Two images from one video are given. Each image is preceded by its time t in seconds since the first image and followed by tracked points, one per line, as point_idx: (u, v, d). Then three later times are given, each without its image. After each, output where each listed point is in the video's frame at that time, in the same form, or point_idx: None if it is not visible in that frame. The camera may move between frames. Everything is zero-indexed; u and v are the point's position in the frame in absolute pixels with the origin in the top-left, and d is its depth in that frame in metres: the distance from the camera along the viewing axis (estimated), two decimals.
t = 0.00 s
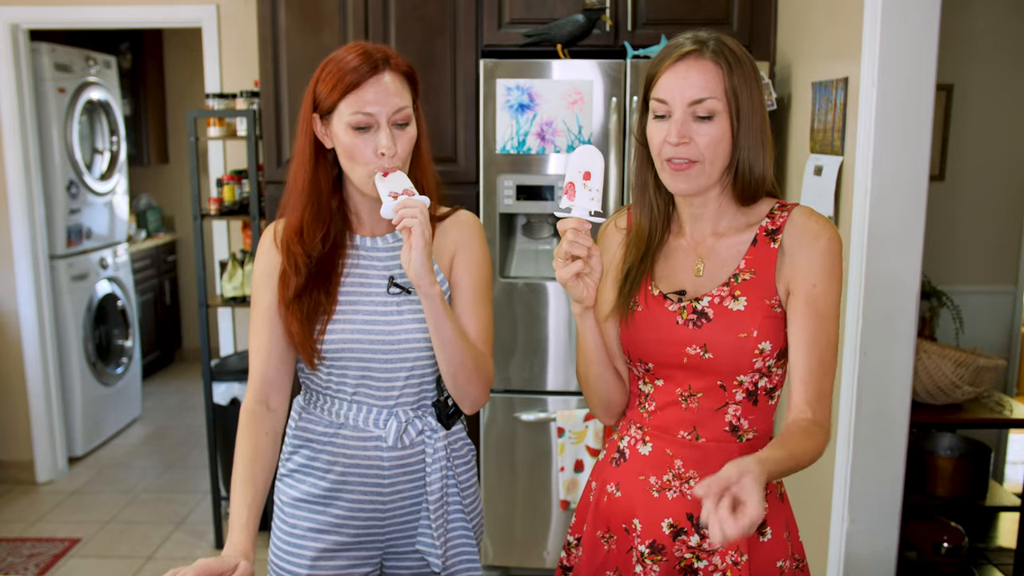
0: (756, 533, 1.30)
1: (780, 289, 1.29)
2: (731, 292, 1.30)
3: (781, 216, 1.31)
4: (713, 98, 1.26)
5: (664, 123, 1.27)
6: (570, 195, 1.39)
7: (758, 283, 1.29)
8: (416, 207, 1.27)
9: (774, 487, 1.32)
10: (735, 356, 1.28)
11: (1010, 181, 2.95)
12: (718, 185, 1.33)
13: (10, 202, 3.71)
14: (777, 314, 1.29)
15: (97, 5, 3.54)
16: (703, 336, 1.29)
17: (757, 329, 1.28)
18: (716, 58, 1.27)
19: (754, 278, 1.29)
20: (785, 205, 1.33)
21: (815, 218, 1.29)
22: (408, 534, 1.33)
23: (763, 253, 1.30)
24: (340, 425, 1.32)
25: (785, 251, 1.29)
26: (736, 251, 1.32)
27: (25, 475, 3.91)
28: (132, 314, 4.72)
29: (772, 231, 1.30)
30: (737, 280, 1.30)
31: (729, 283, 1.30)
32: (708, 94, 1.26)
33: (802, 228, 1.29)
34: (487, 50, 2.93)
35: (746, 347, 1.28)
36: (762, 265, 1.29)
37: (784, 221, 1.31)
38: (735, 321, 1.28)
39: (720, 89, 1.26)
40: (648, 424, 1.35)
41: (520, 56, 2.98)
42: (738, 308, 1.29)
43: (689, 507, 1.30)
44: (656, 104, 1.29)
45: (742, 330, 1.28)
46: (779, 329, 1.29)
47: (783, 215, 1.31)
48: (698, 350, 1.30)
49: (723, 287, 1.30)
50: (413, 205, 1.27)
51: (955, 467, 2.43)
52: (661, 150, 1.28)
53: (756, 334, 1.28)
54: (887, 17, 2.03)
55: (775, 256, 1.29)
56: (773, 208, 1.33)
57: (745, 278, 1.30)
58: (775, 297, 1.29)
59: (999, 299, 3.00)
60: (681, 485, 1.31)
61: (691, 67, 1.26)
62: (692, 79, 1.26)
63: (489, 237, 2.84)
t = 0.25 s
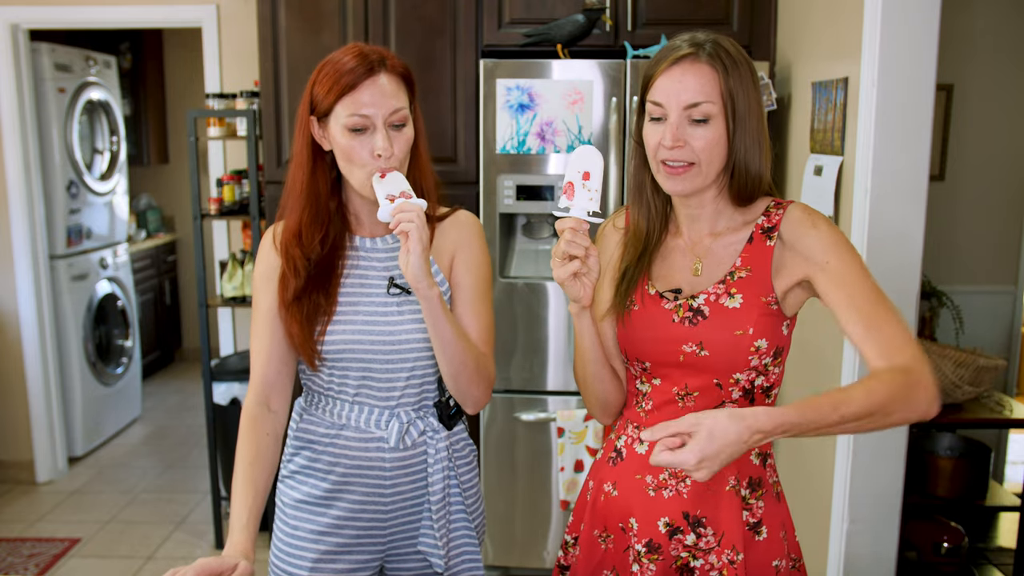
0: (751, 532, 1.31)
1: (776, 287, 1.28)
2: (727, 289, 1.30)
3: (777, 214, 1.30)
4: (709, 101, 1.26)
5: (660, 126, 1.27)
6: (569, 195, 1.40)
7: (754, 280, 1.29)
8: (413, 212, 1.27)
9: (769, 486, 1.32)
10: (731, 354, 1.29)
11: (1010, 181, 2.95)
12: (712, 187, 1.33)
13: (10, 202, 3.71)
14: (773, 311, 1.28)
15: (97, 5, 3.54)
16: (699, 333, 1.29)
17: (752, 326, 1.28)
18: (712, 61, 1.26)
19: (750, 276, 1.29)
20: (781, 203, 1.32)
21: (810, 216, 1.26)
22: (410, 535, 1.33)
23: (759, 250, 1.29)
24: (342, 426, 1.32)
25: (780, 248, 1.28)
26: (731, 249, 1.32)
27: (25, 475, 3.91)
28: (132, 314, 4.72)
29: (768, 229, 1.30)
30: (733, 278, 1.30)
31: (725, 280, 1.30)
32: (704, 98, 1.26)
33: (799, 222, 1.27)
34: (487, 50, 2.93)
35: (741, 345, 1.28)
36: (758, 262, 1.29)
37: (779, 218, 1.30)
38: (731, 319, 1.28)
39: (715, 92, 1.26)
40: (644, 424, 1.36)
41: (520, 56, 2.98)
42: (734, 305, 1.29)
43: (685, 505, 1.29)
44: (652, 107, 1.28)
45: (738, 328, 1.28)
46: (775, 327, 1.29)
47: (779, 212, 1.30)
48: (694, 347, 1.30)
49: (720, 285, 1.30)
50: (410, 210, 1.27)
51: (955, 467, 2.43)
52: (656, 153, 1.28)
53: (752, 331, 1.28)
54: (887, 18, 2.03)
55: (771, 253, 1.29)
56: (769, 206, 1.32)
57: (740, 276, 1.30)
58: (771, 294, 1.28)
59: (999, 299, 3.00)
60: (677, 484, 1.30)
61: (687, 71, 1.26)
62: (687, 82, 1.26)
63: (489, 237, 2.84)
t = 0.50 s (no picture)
0: (757, 530, 1.31)
1: (777, 287, 1.30)
2: (728, 291, 1.30)
3: (777, 215, 1.31)
4: (705, 104, 1.26)
5: (656, 129, 1.27)
6: (567, 199, 1.42)
7: (755, 281, 1.30)
8: (412, 213, 1.27)
9: (772, 484, 1.33)
10: (733, 354, 1.29)
11: (1010, 181, 2.95)
12: (711, 187, 1.33)
13: (10, 202, 3.71)
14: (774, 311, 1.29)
15: (97, 5, 3.54)
16: (702, 335, 1.30)
17: (755, 327, 1.29)
18: (708, 63, 1.26)
19: (751, 277, 1.30)
20: (780, 204, 1.33)
21: (810, 215, 1.29)
22: (408, 536, 1.33)
23: (759, 251, 1.30)
24: (340, 426, 1.32)
25: (781, 248, 1.30)
26: (732, 250, 1.33)
27: (25, 475, 3.91)
28: (132, 314, 4.72)
29: (768, 229, 1.31)
30: (733, 279, 1.30)
31: (726, 281, 1.31)
32: (700, 100, 1.25)
33: (799, 223, 1.29)
34: (487, 50, 2.93)
35: (744, 346, 1.29)
36: (758, 263, 1.30)
37: (779, 219, 1.31)
38: (733, 319, 1.29)
39: (711, 94, 1.26)
40: (647, 424, 1.35)
41: (520, 56, 2.98)
42: (736, 307, 1.29)
43: (689, 505, 1.30)
44: (648, 109, 1.28)
45: (740, 328, 1.29)
46: (777, 326, 1.30)
47: (779, 213, 1.31)
48: (696, 349, 1.30)
49: (721, 286, 1.31)
50: (408, 211, 1.27)
51: (955, 467, 2.43)
52: (653, 156, 1.28)
53: (754, 332, 1.29)
54: (888, 17, 2.03)
55: (771, 254, 1.30)
56: (768, 206, 1.33)
57: (741, 277, 1.30)
58: (772, 295, 1.29)
59: (999, 299, 3.00)
60: (681, 483, 1.31)
61: (683, 73, 1.26)
62: (684, 85, 1.26)
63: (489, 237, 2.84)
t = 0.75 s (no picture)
0: (759, 529, 1.31)
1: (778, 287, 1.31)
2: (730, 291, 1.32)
3: (776, 213, 1.31)
4: (707, 101, 1.26)
5: (658, 127, 1.27)
6: (571, 211, 1.38)
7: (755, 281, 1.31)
8: (413, 213, 1.27)
9: (774, 482, 1.33)
10: (737, 353, 1.29)
11: (1010, 181, 2.95)
12: (712, 184, 1.32)
13: (10, 202, 3.71)
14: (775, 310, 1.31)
15: (97, 5, 3.54)
16: (704, 335, 1.29)
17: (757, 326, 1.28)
18: (710, 60, 1.26)
19: (751, 276, 1.31)
20: (780, 202, 1.33)
21: (811, 215, 1.28)
22: (407, 535, 1.33)
23: (759, 250, 1.31)
24: (340, 426, 1.32)
25: (782, 247, 1.30)
26: (733, 249, 1.33)
27: (25, 475, 3.91)
28: (132, 314, 4.72)
29: (768, 228, 1.31)
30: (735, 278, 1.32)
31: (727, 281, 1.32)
32: (702, 97, 1.25)
33: (799, 222, 1.28)
34: (487, 50, 2.93)
35: (745, 345, 1.29)
36: (758, 263, 1.31)
37: (779, 217, 1.31)
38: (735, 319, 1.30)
39: (714, 93, 1.26)
40: (648, 424, 1.35)
41: (520, 56, 2.98)
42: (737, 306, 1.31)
43: (692, 505, 1.30)
44: (650, 107, 1.28)
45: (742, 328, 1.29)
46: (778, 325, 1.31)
47: (779, 211, 1.31)
48: (698, 349, 1.30)
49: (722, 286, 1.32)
50: (410, 211, 1.27)
51: (955, 467, 2.43)
52: (654, 154, 1.27)
53: (756, 332, 1.28)
54: (888, 17, 2.03)
55: (772, 253, 1.30)
56: (768, 205, 1.33)
57: (742, 277, 1.31)
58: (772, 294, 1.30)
59: (999, 299, 3.00)
60: (683, 484, 1.31)
61: (685, 71, 1.26)
62: (686, 83, 1.26)
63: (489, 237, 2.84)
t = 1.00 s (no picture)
0: (764, 528, 1.30)
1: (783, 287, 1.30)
2: (736, 290, 1.30)
3: (780, 213, 1.31)
4: (711, 92, 1.27)
5: (664, 117, 1.28)
6: (587, 218, 1.30)
7: (762, 281, 1.29)
8: (414, 215, 1.28)
9: (779, 482, 1.33)
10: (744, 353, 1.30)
11: (1011, 181, 2.95)
12: (717, 179, 1.32)
13: (10, 202, 3.71)
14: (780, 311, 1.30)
15: (97, 5, 3.54)
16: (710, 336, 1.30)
17: (763, 327, 1.29)
18: (714, 53, 1.28)
19: (757, 276, 1.30)
20: (784, 202, 1.33)
21: (815, 216, 1.29)
22: (409, 536, 1.33)
23: (765, 250, 1.30)
24: (341, 427, 1.32)
25: (787, 247, 1.29)
26: (739, 249, 1.32)
27: (25, 475, 3.91)
28: (132, 314, 4.72)
29: (773, 228, 1.30)
30: (741, 278, 1.30)
31: (733, 281, 1.31)
32: (706, 88, 1.27)
33: (804, 224, 1.29)
34: (487, 50, 2.93)
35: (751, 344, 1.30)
36: (764, 262, 1.29)
37: (784, 218, 1.31)
38: (742, 319, 1.29)
39: (718, 84, 1.27)
40: (653, 425, 1.35)
41: (520, 56, 2.98)
42: (743, 306, 1.30)
43: (698, 505, 1.30)
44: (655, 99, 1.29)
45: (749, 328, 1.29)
46: (784, 325, 1.30)
47: (783, 212, 1.31)
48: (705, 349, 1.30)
49: (728, 286, 1.31)
50: (410, 214, 1.28)
51: (955, 467, 2.43)
52: (660, 145, 1.28)
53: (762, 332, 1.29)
54: (888, 17, 2.03)
55: (777, 253, 1.29)
56: (772, 205, 1.33)
57: (748, 276, 1.30)
58: (778, 294, 1.30)
59: (998, 299, 3.00)
60: (688, 484, 1.31)
61: (689, 63, 1.28)
62: (690, 74, 1.27)
63: (489, 237, 2.84)
